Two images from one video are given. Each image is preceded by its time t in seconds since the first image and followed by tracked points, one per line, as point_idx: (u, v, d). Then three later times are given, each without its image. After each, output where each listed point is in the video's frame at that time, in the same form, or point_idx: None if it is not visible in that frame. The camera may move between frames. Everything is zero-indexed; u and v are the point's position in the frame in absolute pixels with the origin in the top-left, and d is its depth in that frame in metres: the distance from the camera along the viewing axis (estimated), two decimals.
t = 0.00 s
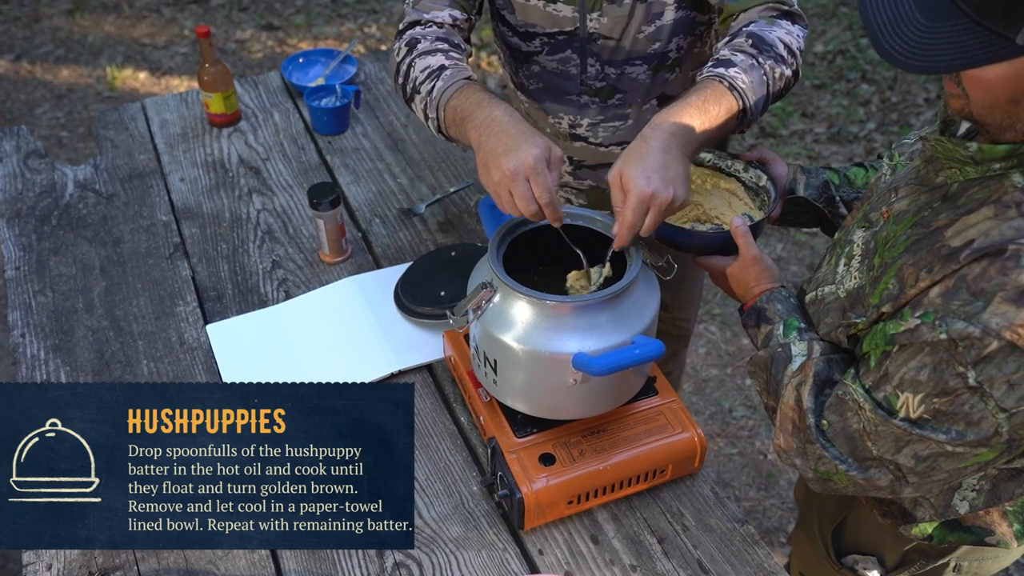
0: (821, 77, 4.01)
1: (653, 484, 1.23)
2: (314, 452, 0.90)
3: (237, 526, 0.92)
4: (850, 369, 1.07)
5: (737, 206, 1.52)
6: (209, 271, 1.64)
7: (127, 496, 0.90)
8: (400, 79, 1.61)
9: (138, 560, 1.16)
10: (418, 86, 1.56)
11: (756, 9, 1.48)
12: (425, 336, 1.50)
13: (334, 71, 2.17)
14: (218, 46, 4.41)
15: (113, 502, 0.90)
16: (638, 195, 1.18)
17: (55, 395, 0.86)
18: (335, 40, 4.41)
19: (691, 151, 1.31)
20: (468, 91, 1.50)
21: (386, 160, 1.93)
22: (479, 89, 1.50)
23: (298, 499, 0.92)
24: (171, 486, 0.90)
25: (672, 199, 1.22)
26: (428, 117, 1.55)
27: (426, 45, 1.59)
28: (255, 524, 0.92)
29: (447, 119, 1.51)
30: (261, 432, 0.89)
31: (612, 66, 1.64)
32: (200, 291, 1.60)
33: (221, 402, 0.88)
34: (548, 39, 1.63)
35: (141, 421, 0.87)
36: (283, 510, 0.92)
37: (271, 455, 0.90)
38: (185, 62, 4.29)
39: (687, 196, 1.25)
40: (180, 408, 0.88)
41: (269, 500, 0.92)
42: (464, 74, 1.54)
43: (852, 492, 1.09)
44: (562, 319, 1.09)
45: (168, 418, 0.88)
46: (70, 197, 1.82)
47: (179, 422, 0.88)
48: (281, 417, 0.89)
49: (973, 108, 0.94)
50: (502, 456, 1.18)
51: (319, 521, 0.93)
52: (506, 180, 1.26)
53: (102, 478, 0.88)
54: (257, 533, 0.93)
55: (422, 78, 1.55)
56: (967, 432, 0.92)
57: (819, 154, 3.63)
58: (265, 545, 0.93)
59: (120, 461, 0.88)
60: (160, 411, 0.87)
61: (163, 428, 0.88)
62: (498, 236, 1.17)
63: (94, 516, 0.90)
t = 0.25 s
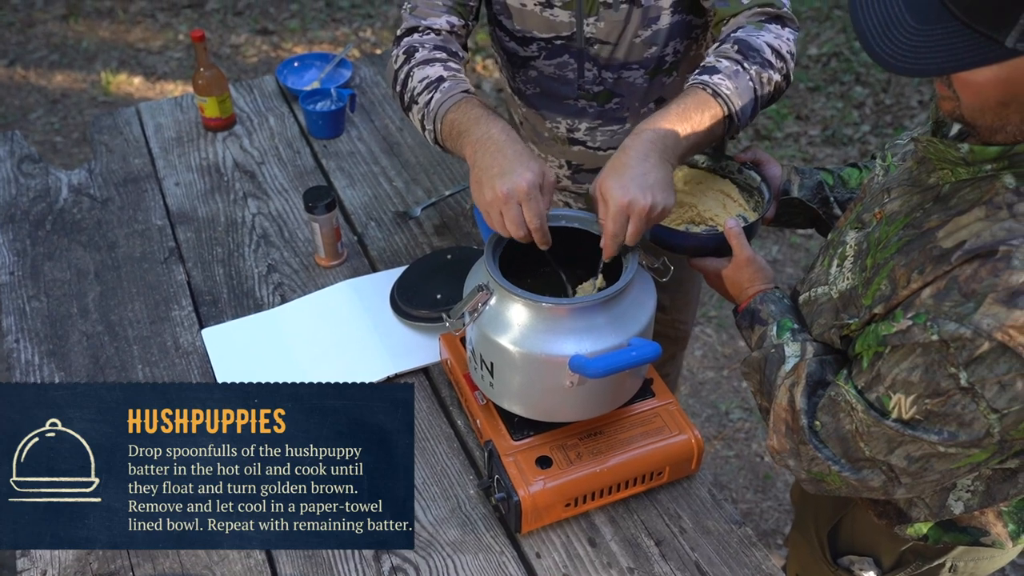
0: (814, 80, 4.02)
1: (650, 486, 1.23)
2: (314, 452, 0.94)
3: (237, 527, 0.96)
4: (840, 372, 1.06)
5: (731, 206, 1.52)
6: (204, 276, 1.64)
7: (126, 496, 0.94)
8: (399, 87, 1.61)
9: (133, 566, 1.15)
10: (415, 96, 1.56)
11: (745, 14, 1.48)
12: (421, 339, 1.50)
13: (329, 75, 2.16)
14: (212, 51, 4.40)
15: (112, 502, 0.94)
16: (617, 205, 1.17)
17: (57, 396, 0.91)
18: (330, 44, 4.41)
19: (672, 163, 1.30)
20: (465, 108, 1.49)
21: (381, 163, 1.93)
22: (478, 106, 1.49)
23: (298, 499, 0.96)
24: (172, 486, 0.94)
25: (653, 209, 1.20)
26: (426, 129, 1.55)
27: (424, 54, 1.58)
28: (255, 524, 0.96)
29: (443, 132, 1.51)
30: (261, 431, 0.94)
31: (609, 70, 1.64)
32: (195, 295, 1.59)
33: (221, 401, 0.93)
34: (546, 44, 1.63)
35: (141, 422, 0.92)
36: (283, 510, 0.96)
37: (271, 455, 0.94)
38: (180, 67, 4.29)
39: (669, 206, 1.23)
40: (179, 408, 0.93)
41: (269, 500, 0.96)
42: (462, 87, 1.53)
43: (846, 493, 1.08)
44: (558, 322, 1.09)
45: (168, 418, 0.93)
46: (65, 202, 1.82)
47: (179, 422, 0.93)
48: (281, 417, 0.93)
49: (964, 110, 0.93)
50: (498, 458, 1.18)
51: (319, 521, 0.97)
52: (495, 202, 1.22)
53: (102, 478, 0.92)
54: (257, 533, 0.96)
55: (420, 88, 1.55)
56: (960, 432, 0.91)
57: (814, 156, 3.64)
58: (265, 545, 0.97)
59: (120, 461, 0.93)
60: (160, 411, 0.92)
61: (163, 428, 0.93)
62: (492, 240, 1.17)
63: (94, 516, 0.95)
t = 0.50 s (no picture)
0: (807, 83, 4.03)
1: (646, 489, 1.22)
2: (314, 452, 1.08)
3: (236, 526, 1.09)
4: (834, 373, 1.05)
5: (724, 209, 1.52)
6: (196, 281, 1.63)
7: (123, 496, 1.07)
8: (390, 94, 1.61)
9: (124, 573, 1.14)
10: (406, 101, 1.55)
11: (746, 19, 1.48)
12: (415, 343, 1.49)
13: (322, 79, 2.16)
14: (205, 56, 4.39)
15: (112, 502, 1.07)
16: (614, 184, 1.20)
17: (58, 398, 1.05)
18: (323, 50, 4.40)
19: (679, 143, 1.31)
20: (450, 110, 1.49)
21: (375, 167, 1.92)
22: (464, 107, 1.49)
23: (297, 499, 1.09)
24: (171, 486, 1.08)
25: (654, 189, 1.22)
26: (416, 132, 1.55)
27: (415, 59, 1.58)
28: (255, 524, 1.09)
29: (432, 133, 1.51)
30: (261, 431, 1.08)
31: (604, 74, 1.63)
32: (188, 300, 1.58)
33: (221, 402, 1.09)
34: (540, 49, 1.62)
35: (140, 422, 1.07)
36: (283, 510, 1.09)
37: (272, 455, 1.08)
38: (172, 73, 4.28)
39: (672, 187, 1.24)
40: (178, 409, 1.08)
41: (269, 500, 1.08)
42: (451, 89, 1.53)
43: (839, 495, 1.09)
44: (552, 325, 1.08)
45: (167, 419, 1.08)
46: (56, 207, 1.80)
47: (178, 422, 1.08)
48: (281, 417, 1.08)
49: (955, 107, 0.94)
50: (493, 463, 1.17)
51: (319, 521, 1.09)
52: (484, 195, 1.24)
53: (102, 478, 1.06)
54: (258, 533, 1.09)
55: (411, 92, 1.55)
56: (953, 433, 0.91)
57: (807, 160, 3.64)
58: (265, 544, 1.10)
59: (120, 461, 1.07)
60: (161, 412, 1.07)
61: (162, 428, 1.08)
62: (486, 242, 1.17)
63: (93, 516, 1.08)
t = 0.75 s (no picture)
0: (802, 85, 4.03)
1: (643, 492, 1.21)
2: (314, 452, 1.11)
3: (236, 526, 1.12)
4: (831, 373, 1.04)
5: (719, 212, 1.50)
6: (189, 284, 1.61)
7: (124, 495, 1.10)
8: (382, 98, 1.61)
9: None
10: (394, 103, 1.56)
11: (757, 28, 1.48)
12: (411, 346, 1.48)
13: (315, 81, 2.15)
14: (199, 60, 4.38)
15: (113, 501, 1.10)
16: (649, 151, 1.25)
17: (60, 398, 1.09)
18: (318, 53, 4.39)
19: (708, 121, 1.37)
20: (431, 106, 1.50)
21: (369, 169, 1.91)
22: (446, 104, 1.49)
23: (297, 499, 1.11)
24: (173, 486, 1.11)
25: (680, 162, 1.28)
26: (404, 133, 1.56)
27: (402, 62, 1.58)
28: (255, 524, 1.12)
29: (417, 131, 1.51)
30: (262, 431, 1.12)
31: (600, 76, 1.62)
32: (180, 303, 1.57)
33: (220, 402, 1.12)
34: (536, 50, 1.61)
35: (141, 422, 1.11)
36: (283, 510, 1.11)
37: (272, 454, 1.11)
38: (166, 76, 4.26)
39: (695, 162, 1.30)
40: (179, 409, 1.12)
41: (269, 500, 1.11)
42: (433, 87, 1.53)
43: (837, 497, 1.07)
44: (548, 326, 1.07)
45: (168, 419, 1.12)
46: (47, 210, 1.79)
47: (178, 422, 1.12)
48: (281, 417, 1.12)
49: (947, 100, 0.92)
50: (489, 466, 1.16)
51: (319, 521, 1.11)
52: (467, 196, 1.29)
53: (102, 478, 1.09)
54: (257, 533, 1.12)
55: (398, 95, 1.55)
56: (951, 432, 0.90)
57: (803, 161, 3.64)
58: (265, 544, 1.12)
59: (120, 461, 1.10)
60: (161, 412, 1.11)
61: (163, 428, 1.12)
62: (482, 243, 1.16)
63: (94, 516, 1.11)
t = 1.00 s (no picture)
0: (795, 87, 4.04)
1: (639, 493, 1.21)
2: (314, 452, 1.15)
3: (237, 526, 1.14)
4: (824, 372, 1.04)
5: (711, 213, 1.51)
6: (181, 287, 1.61)
7: (123, 494, 1.14)
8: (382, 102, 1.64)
9: None
10: (390, 106, 1.59)
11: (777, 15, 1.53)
12: (404, 348, 1.47)
13: (308, 83, 2.14)
14: (191, 63, 4.36)
15: (113, 501, 1.14)
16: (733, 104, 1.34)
17: (60, 399, 1.13)
18: (311, 56, 4.38)
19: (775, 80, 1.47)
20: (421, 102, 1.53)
21: (362, 172, 1.90)
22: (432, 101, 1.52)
23: (297, 499, 1.15)
24: (173, 484, 1.15)
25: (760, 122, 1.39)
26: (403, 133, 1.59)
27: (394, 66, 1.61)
28: (255, 524, 1.15)
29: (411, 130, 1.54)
30: (261, 432, 1.16)
31: (592, 76, 1.62)
32: (173, 306, 1.56)
33: (220, 402, 1.17)
34: (527, 49, 1.61)
35: (141, 422, 1.15)
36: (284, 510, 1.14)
37: (272, 455, 1.15)
38: (158, 80, 4.25)
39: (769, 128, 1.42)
40: (179, 409, 1.17)
41: (269, 500, 1.15)
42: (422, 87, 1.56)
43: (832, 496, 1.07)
44: (543, 327, 1.07)
45: (168, 419, 1.16)
46: (38, 214, 1.78)
47: (178, 422, 1.17)
48: (280, 417, 1.16)
49: (933, 94, 0.91)
50: (484, 468, 1.15)
51: (319, 521, 1.14)
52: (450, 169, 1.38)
53: (102, 478, 1.13)
54: (259, 534, 1.14)
55: (393, 98, 1.58)
56: (944, 429, 0.90)
57: (797, 162, 3.65)
58: (265, 545, 1.14)
59: (120, 461, 1.14)
60: (161, 412, 1.16)
61: (162, 428, 1.16)
62: (476, 244, 1.15)
63: (94, 516, 1.14)
